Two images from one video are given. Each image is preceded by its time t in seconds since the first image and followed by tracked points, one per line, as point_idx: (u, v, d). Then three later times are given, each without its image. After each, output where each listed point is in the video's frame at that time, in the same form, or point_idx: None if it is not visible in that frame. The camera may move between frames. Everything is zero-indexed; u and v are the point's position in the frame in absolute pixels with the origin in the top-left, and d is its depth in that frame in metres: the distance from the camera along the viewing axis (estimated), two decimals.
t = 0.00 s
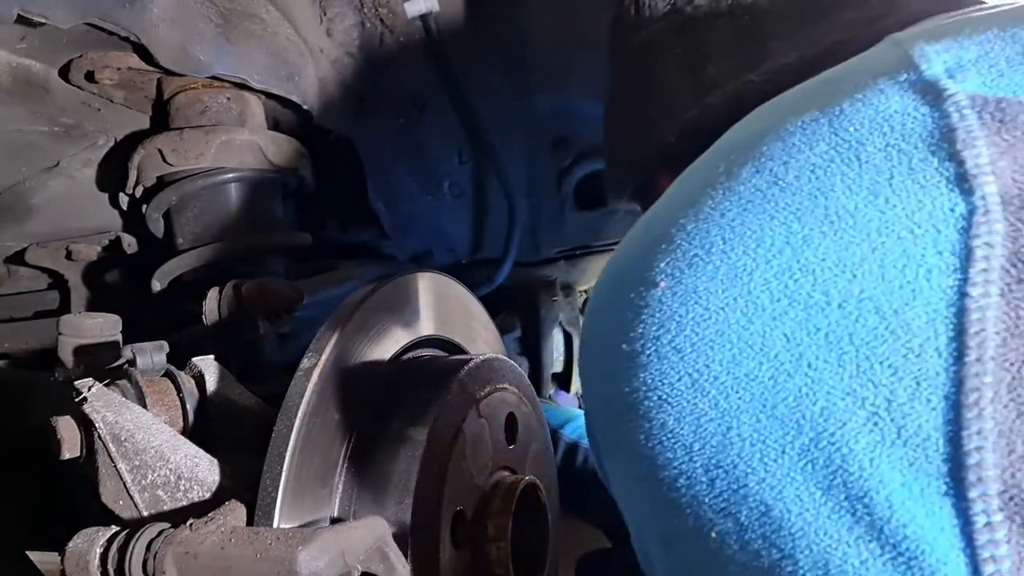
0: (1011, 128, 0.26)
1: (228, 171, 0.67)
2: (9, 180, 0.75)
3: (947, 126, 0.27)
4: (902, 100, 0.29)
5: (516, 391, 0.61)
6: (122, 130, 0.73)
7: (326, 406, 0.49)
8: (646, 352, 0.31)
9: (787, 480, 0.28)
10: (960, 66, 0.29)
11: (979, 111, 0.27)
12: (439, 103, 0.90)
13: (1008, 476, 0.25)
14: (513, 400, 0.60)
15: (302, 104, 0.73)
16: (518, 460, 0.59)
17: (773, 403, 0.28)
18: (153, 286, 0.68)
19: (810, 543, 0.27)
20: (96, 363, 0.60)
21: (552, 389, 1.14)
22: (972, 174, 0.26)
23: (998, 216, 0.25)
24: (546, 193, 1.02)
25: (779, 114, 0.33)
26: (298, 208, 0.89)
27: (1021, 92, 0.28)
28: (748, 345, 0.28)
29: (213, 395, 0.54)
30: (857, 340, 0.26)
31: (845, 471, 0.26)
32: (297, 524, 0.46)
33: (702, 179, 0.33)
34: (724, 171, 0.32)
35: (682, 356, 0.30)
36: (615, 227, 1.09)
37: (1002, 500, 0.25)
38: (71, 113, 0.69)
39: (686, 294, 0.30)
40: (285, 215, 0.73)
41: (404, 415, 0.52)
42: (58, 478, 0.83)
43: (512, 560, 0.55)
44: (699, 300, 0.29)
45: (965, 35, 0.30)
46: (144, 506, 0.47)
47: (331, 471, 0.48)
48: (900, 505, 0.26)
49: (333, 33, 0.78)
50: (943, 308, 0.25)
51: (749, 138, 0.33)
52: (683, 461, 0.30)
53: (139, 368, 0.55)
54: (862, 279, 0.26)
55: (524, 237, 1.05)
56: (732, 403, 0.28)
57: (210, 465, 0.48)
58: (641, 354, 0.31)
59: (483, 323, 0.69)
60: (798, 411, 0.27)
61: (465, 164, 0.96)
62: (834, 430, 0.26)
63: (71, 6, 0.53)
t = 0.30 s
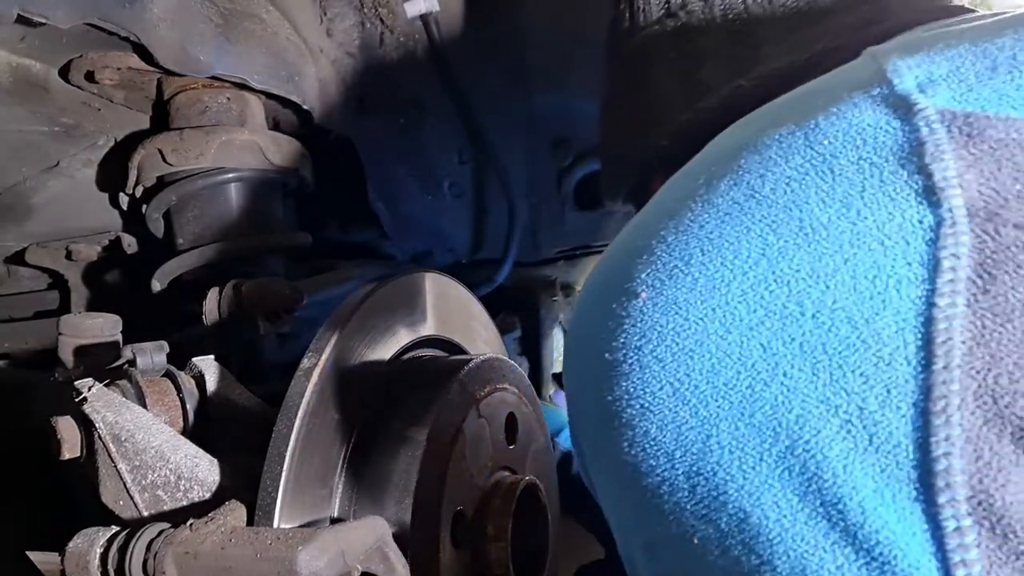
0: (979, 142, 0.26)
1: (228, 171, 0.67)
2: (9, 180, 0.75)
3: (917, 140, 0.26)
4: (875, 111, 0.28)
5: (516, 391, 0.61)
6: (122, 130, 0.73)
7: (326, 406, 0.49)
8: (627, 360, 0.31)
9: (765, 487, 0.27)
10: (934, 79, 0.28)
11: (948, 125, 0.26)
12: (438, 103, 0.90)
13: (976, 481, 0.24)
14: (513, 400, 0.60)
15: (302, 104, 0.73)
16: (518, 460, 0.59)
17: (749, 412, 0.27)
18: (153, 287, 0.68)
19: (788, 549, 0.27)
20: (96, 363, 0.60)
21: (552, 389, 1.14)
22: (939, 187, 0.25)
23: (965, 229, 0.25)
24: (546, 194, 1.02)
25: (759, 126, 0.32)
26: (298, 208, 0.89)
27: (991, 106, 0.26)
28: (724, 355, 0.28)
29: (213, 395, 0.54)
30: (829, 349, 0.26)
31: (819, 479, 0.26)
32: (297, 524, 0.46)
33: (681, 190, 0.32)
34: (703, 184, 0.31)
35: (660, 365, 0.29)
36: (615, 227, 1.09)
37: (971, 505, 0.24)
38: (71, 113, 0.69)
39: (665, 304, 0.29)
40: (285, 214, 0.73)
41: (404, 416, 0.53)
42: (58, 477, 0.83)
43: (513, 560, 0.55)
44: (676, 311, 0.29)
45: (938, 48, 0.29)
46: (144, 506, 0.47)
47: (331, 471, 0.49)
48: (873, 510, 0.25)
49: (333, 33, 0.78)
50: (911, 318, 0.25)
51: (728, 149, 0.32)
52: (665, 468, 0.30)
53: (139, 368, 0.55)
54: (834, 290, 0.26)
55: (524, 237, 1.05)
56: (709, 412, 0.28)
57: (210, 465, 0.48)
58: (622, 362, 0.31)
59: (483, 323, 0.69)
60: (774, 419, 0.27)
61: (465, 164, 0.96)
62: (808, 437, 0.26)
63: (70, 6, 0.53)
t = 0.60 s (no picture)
0: (939, 157, 0.27)
1: (228, 170, 0.67)
2: (9, 180, 0.75)
3: (881, 155, 0.28)
4: (845, 132, 0.29)
5: (516, 390, 0.61)
6: (123, 130, 0.73)
7: (326, 405, 0.49)
8: (608, 369, 0.31)
9: (743, 488, 0.28)
10: (899, 99, 0.29)
11: (911, 141, 0.27)
12: (438, 103, 0.90)
13: (940, 477, 0.25)
14: (513, 400, 0.60)
15: (302, 104, 0.73)
16: (518, 460, 0.59)
17: (726, 418, 0.28)
18: (153, 286, 0.68)
19: (766, 551, 0.28)
20: (95, 362, 0.60)
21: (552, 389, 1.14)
22: (901, 200, 0.26)
23: (926, 239, 0.26)
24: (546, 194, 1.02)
25: (734, 143, 0.33)
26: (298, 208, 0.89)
27: (952, 124, 0.28)
28: (702, 360, 0.29)
29: (213, 395, 0.54)
30: (801, 355, 0.27)
31: (794, 479, 0.27)
32: (298, 523, 0.46)
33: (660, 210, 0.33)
34: (683, 199, 0.32)
35: (640, 376, 0.30)
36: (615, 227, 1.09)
37: (935, 502, 0.25)
38: (71, 113, 0.69)
39: (645, 317, 0.30)
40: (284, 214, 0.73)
41: (402, 415, 0.52)
42: (58, 478, 0.83)
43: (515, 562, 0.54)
44: (655, 324, 0.30)
45: (905, 70, 0.31)
46: (144, 505, 0.47)
47: (331, 471, 0.49)
48: (846, 509, 0.26)
49: (333, 32, 0.79)
50: (876, 325, 0.26)
51: (705, 166, 0.33)
52: (649, 471, 0.30)
53: (139, 368, 0.55)
54: (805, 297, 0.27)
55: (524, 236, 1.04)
56: (688, 421, 0.29)
57: (210, 465, 0.48)
58: (604, 371, 0.32)
59: (483, 323, 0.68)
60: (751, 421, 0.27)
61: (465, 165, 0.95)
62: (783, 438, 0.27)
63: (70, 5, 0.53)
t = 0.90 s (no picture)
0: (922, 165, 0.34)
1: (227, 170, 0.67)
2: (9, 180, 0.73)
3: (872, 168, 0.35)
4: (842, 144, 0.37)
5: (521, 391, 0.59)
6: (124, 131, 0.73)
7: (325, 404, 0.49)
8: (634, 364, 0.39)
9: (750, 444, 0.35)
10: (888, 111, 0.37)
11: (897, 152, 0.35)
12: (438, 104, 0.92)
13: (927, 449, 0.31)
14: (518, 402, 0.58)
15: (303, 104, 0.73)
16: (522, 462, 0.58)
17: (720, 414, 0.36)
18: (152, 286, 0.68)
19: (755, 527, 0.34)
20: (95, 362, 0.60)
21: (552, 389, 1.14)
22: (892, 211, 0.34)
23: (909, 244, 0.33)
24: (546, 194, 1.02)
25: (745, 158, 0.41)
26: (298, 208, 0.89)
27: (935, 136, 0.35)
28: (727, 340, 0.36)
29: (213, 395, 0.54)
30: (804, 335, 0.34)
31: (788, 458, 0.34)
32: (299, 524, 0.46)
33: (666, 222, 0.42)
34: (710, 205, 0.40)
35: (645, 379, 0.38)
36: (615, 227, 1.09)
37: (920, 472, 0.31)
38: (72, 113, 0.70)
39: (650, 330, 0.39)
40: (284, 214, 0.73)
41: (402, 415, 0.52)
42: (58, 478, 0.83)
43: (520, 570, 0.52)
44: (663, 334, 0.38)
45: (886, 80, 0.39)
46: (144, 505, 0.47)
47: (331, 472, 0.49)
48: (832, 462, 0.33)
49: (333, 33, 0.79)
50: (869, 320, 0.33)
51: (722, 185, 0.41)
52: (672, 432, 0.37)
53: (140, 367, 0.55)
54: (810, 290, 0.34)
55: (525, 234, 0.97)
56: (691, 417, 0.37)
57: (210, 466, 0.48)
58: (627, 366, 0.39)
59: (486, 322, 0.67)
60: (765, 389, 0.35)
61: (465, 165, 0.95)
62: (784, 402, 0.34)
63: (71, 7, 0.56)
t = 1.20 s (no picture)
0: (922, 161, 0.32)
1: (229, 172, 0.68)
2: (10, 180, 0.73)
3: (873, 161, 0.33)
4: (833, 136, 0.34)
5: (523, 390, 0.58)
6: (125, 130, 0.71)
7: (326, 403, 0.50)
8: (607, 360, 0.35)
9: (739, 453, 0.32)
10: (883, 106, 0.35)
11: (899, 149, 0.33)
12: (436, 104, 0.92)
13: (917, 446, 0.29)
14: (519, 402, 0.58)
15: (302, 104, 0.74)
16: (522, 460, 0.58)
17: (715, 421, 0.32)
18: (153, 287, 0.69)
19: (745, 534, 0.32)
20: (96, 363, 0.60)
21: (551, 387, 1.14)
22: (894, 203, 0.31)
23: (911, 237, 0.31)
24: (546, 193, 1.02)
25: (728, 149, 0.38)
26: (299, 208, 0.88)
27: (927, 135, 0.33)
28: (715, 339, 0.33)
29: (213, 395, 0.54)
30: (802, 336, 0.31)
31: (780, 465, 0.31)
32: (297, 523, 0.47)
33: (655, 214, 0.38)
34: (693, 195, 0.37)
35: (635, 381, 0.34)
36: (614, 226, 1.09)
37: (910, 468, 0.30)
38: (72, 113, 0.69)
39: (642, 326, 0.34)
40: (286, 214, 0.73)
41: (403, 414, 0.52)
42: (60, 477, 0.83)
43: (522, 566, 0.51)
44: (654, 331, 0.34)
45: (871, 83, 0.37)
46: (145, 506, 0.47)
47: (331, 470, 0.49)
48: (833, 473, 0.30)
49: (334, 34, 0.78)
50: (872, 319, 0.30)
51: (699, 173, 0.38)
52: (652, 438, 0.33)
53: (140, 368, 0.55)
54: (811, 286, 0.31)
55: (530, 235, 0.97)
56: (676, 425, 0.33)
57: (210, 465, 0.49)
58: (600, 362, 0.35)
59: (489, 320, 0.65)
60: (755, 393, 0.32)
61: (464, 165, 0.96)
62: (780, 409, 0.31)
63: (71, 9, 0.57)
